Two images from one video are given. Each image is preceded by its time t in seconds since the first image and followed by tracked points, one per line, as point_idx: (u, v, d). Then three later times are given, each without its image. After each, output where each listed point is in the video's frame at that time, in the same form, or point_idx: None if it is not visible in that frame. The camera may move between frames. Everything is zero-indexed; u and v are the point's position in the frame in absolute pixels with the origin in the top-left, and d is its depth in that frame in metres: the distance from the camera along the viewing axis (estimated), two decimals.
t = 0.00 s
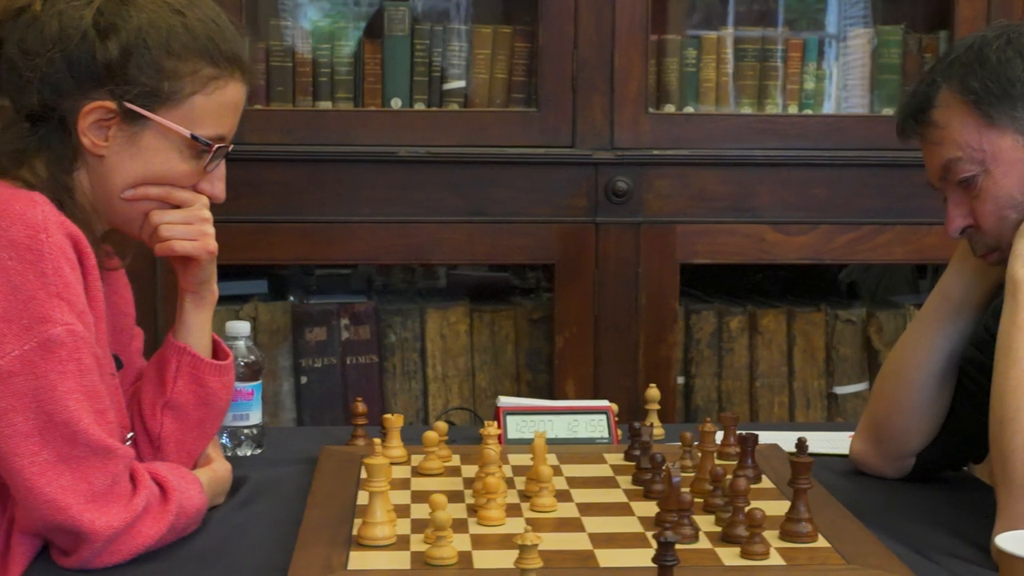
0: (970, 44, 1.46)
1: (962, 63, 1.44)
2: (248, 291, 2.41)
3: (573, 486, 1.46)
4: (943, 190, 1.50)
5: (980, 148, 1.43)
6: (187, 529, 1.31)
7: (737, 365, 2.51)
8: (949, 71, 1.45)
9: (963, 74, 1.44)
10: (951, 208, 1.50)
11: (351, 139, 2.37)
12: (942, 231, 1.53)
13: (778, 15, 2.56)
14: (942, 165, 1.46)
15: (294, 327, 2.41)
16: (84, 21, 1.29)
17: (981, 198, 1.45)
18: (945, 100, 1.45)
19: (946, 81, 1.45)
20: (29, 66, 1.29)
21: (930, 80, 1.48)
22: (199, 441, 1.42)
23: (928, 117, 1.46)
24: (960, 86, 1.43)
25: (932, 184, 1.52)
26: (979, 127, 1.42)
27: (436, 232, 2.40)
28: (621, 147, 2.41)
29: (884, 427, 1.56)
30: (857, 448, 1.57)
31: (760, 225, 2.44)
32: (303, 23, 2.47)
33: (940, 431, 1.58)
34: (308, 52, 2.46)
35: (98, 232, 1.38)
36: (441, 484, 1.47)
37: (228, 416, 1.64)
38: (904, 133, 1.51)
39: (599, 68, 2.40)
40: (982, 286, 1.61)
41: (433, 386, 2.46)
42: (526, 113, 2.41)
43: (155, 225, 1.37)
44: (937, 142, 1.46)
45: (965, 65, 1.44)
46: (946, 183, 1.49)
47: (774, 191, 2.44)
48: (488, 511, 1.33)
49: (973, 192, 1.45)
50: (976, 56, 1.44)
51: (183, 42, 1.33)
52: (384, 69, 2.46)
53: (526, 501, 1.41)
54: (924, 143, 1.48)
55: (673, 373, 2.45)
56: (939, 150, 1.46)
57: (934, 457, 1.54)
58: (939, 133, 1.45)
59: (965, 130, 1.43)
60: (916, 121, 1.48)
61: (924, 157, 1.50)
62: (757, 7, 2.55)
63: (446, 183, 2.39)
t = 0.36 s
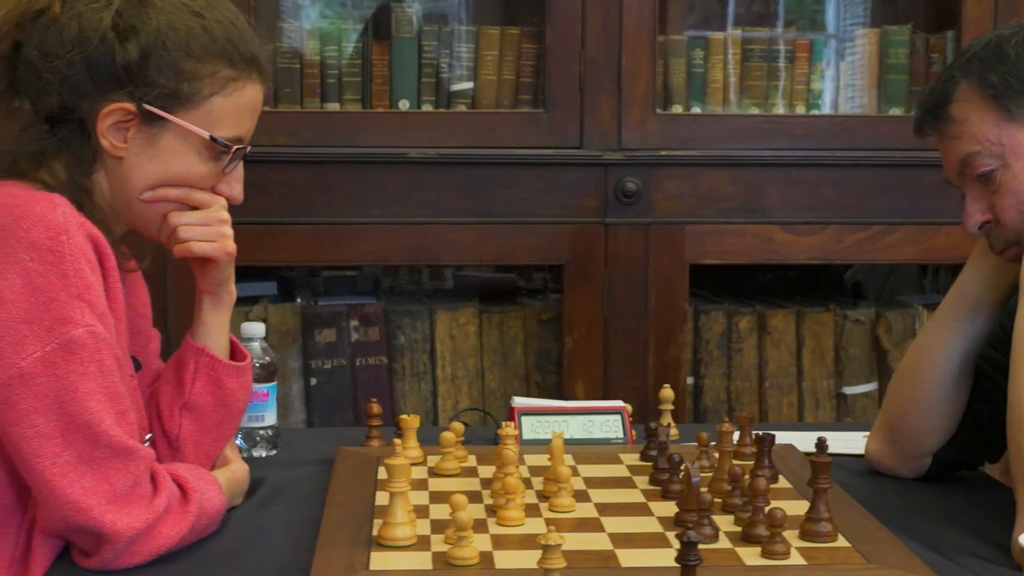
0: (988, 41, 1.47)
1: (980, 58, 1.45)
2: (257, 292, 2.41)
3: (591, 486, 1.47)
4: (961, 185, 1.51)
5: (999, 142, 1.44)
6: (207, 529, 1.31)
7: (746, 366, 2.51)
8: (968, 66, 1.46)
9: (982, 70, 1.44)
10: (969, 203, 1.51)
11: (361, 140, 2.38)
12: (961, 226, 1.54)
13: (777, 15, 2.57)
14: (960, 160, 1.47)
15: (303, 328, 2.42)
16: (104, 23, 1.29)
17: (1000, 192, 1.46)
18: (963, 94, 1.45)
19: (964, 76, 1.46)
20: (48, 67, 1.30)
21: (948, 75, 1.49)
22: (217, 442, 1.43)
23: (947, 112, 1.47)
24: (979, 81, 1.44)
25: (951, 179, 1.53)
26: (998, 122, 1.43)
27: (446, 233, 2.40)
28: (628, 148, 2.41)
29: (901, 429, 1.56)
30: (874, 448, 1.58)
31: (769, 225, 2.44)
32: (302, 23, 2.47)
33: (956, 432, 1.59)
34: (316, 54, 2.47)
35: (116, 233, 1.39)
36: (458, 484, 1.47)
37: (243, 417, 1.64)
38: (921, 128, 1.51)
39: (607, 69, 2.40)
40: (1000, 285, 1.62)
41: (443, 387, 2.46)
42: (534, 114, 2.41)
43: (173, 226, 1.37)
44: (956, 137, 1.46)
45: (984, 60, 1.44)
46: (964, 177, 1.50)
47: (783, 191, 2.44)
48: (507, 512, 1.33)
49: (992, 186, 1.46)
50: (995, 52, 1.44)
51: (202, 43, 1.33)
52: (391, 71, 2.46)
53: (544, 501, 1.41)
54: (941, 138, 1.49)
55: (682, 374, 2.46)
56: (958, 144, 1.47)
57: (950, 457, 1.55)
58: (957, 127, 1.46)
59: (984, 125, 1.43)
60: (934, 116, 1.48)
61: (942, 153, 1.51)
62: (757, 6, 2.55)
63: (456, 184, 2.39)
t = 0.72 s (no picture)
0: (1009, 37, 1.48)
1: (1002, 53, 1.46)
2: (268, 292, 2.41)
3: (609, 485, 1.47)
4: (981, 182, 1.51)
5: (1019, 136, 1.44)
6: (228, 529, 1.31)
7: (757, 365, 2.51)
8: (989, 61, 1.47)
9: (1003, 64, 1.46)
10: (988, 200, 1.50)
11: (371, 140, 2.38)
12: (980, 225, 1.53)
13: (778, 15, 2.57)
14: (981, 154, 1.48)
15: (314, 329, 2.43)
16: (123, 23, 1.29)
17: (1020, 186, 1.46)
18: (984, 89, 1.46)
19: (984, 71, 1.47)
20: (68, 67, 1.29)
21: (968, 71, 1.50)
22: (236, 442, 1.43)
23: (967, 106, 1.48)
24: (1000, 75, 1.45)
25: (971, 177, 1.53)
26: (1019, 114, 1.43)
27: (457, 232, 2.40)
28: (638, 147, 2.41)
29: (918, 427, 1.57)
30: (891, 447, 1.58)
31: (780, 224, 2.44)
32: (305, 24, 2.47)
33: (973, 430, 1.59)
34: (325, 54, 2.47)
35: (135, 233, 1.39)
36: (477, 484, 1.47)
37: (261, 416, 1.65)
38: (941, 125, 1.53)
39: (617, 68, 2.40)
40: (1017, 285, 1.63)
41: (454, 387, 2.46)
42: (543, 114, 2.41)
43: (193, 226, 1.37)
44: (976, 131, 1.47)
45: (1005, 55, 1.46)
46: (984, 174, 1.50)
47: (793, 191, 2.44)
48: (528, 511, 1.33)
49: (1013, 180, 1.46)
50: (1016, 46, 1.46)
51: (221, 43, 1.33)
52: (401, 71, 2.47)
53: (563, 500, 1.41)
54: (961, 133, 1.50)
55: (694, 373, 2.46)
56: (979, 138, 1.47)
57: (968, 456, 1.55)
58: (977, 122, 1.46)
59: (1005, 118, 1.44)
60: (954, 111, 1.50)
61: (962, 149, 1.52)
62: (756, 7, 2.56)
63: (467, 184, 2.39)
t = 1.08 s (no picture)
0: None
1: None
2: (295, 295, 2.42)
3: (644, 484, 1.46)
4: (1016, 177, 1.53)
5: None
6: (265, 529, 1.32)
7: (785, 365, 2.51)
8: None
9: None
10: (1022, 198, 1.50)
11: (398, 141, 2.38)
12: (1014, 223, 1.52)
13: (797, 15, 2.56)
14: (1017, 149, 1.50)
15: (342, 330, 2.44)
16: (159, 24, 1.29)
17: None
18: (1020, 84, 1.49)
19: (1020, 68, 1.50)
20: (103, 69, 1.30)
21: (1003, 68, 1.53)
22: (271, 442, 1.44)
23: (1003, 101, 1.51)
24: None
25: (1005, 173, 1.55)
26: None
27: (484, 233, 2.40)
28: (664, 147, 2.40)
29: (952, 426, 1.55)
30: (924, 446, 1.57)
31: (809, 224, 2.43)
32: (322, 26, 2.46)
33: (1008, 430, 1.57)
34: (350, 56, 2.47)
35: (170, 233, 1.39)
36: (511, 484, 1.47)
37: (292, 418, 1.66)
38: (976, 121, 1.55)
39: (642, 68, 2.39)
40: None
41: (481, 387, 2.47)
42: (569, 114, 2.40)
43: (227, 227, 1.37)
44: (1013, 126, 1.50)
45: None
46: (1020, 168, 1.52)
47: (821, 190, 2.43)
48: (564, 510, 1.33)
49: None
50: None
51: (256, 44, 1.33)
52: (426, 72, 2.47)
53: (598, 500, 1.40)
54: (997, 128, 1.52)
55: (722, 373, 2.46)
56: (1015, 133, 1.50)
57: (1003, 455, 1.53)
58: (1014, 116, 1.49)
59: None
60: (990, 106, 1.52)
61: (996, 144, 1.54)
62: (774, 7, 2.56)
63: (494, 185, 2.39)
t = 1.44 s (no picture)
0: None
1: None
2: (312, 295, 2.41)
3: (666, 484, 1.46)
4: None
5: None
6: (288, 529, 1.32)
7: (801, 365, 2.51)
8: None
9: None
10: None
11: (415, 141, 2.38)
12: None
13: (807, 15, 2.54)
14: None
15: (359, 330, 2.44)
16: (182, 24, 1.30)
17: None
18: None
19: None
20: (127, 69, 1.30)
21: None
22: (293, 442, 1.44)
23: None
24: None
25: None
26: None
27: (501, 233, 2.40)
28: (680, 146, 2.40)
29: (974, 424, 1.55)
30: (946, 446, 1.57)
31: (826, 223, 2.43)
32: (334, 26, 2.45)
33: None
34: (365, 57, 2.47)
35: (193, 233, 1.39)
36: (533, 484, 1.47)
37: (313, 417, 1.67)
38: (998, 118, 1.56)
39: (658, 68, 2.39)
40: None
41: (498, 387, 2.47)
42: (585, 114, 2.40)
43: (251, 227, 1.37)
44: None
45: None
46: None
47: (838, 189, 2.43)
48: (588, 510, 1.33)
49: None
50: None
51: (279, 44, 1.33)
52: (441, 72, 2.47)
53: (622, 500, 1.40)
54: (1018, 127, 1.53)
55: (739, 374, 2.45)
56: None
57: None
58: None
59: None
60: (1012, 105, 1.53)
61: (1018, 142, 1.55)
62: (782, 7, 2.53)
63: (511, 185, 2.39)
